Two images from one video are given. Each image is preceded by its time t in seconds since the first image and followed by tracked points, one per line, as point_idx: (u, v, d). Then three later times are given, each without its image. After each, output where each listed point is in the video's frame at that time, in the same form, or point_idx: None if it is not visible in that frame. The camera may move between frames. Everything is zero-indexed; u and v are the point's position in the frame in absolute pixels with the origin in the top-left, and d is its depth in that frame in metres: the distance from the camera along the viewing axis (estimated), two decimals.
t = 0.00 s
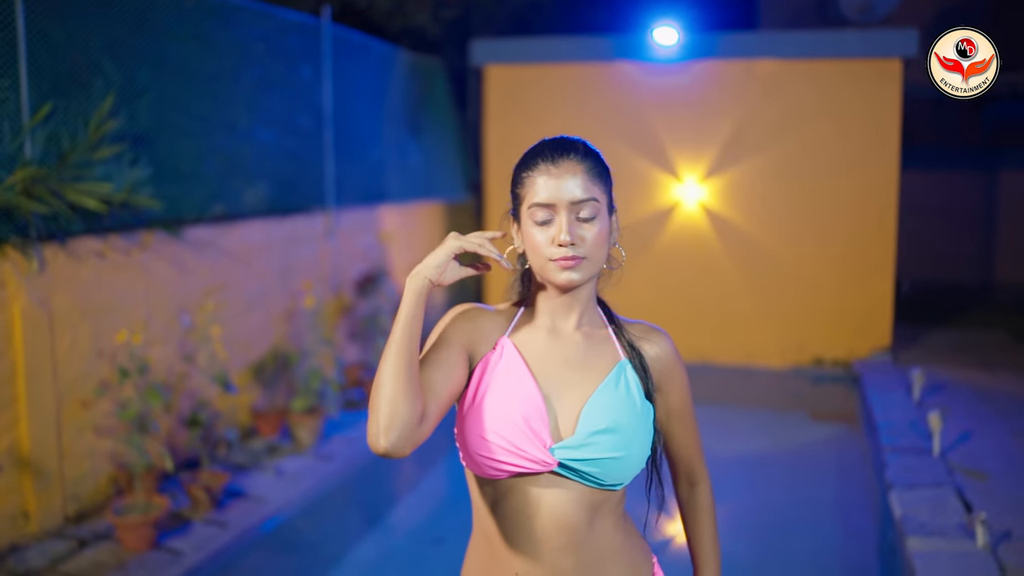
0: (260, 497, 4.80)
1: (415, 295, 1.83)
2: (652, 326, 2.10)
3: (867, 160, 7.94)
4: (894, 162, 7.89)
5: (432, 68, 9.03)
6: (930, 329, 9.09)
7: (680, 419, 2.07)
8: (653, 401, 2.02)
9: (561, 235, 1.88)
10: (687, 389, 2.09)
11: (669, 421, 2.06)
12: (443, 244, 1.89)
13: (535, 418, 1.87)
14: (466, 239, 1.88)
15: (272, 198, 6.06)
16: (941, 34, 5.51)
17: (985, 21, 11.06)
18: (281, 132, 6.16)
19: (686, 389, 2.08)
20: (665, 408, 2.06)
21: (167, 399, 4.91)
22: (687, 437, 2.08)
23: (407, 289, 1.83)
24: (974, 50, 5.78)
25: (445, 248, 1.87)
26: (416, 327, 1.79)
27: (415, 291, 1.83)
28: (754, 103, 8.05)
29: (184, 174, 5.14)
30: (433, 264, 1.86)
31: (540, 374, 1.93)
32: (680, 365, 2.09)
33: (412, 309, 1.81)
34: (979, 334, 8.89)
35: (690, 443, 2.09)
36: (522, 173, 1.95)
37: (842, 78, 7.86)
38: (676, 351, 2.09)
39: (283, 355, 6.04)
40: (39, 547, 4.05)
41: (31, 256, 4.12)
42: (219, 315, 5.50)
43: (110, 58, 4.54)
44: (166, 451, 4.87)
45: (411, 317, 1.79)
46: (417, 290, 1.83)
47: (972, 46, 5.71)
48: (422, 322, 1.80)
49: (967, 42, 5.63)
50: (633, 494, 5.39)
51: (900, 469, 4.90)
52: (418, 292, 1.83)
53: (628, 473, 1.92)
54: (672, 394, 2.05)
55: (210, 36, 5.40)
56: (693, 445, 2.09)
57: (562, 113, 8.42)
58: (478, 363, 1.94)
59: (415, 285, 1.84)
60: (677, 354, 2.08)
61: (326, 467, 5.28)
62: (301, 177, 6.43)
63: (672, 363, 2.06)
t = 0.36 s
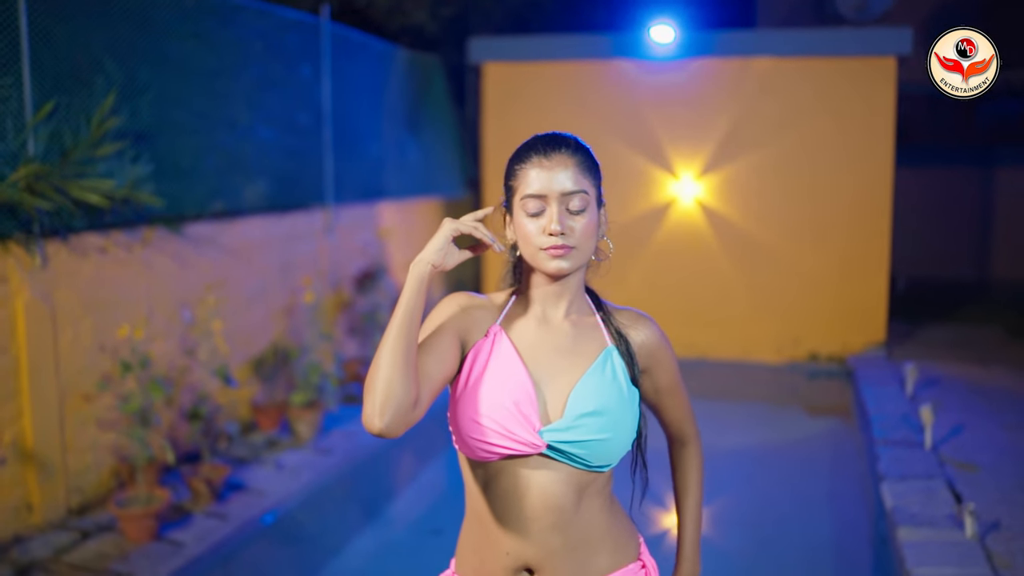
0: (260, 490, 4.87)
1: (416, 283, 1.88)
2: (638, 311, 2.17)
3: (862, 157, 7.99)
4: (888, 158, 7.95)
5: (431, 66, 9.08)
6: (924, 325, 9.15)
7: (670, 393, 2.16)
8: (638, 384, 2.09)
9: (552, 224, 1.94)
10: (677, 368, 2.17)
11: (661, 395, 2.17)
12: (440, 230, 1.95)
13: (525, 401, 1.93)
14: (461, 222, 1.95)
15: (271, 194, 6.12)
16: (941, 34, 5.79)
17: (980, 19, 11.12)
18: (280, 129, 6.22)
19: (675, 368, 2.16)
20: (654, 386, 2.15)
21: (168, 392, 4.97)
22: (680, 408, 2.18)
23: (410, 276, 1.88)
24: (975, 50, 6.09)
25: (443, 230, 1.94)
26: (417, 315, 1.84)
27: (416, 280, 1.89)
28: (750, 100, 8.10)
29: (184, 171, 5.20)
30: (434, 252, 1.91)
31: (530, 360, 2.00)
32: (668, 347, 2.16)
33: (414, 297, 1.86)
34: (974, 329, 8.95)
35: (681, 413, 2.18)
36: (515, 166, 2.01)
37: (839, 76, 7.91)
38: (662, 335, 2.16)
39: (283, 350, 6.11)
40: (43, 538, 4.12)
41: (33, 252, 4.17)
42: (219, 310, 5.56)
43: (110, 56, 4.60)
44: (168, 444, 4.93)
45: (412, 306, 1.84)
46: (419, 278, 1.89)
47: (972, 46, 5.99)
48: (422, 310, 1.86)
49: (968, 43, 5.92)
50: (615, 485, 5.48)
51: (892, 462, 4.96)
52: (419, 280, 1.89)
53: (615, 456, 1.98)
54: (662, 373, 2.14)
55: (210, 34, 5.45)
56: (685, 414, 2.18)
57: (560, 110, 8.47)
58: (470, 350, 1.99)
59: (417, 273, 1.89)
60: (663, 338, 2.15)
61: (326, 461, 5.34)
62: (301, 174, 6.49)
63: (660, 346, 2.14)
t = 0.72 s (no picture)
0: (259, 481, 4.93)
1: (424, 278, 1.92)
2: (627, 295, 2.22)
3: (856, 153, 8.06)
4: (882, 153, 8.00)
5: (429, 63, 9.14)
6: (918, 320, 9.22)
7: (662, 366, 2.24)
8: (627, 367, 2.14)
9: (546, 214, 2.00)
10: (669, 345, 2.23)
11: (653, 370, 2.25)
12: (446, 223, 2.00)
13: (514, 387, 1.99)
14: (465, 216, 2.00)
15: (270, 190, 6.17)
16: (942, 35, 5.88)
17: (975, 17, 11.19)
18: (279, 125, 6.28)
19: (666, 345, 2.23)
20: (645, 362, 2.23)
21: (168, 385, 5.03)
22: (674, 377, 2.27)
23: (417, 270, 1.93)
24: (975, 50, 6.18)
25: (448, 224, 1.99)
26: (419, 310, 1.90)
27: (424, 273, 1.93)
28: (745, 96, 8.17)
29: (184, 166, 5.25)
30: (439, 246, 1.96)
31: (520, 346, 2.06)
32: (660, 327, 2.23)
33: (419, 292, 1.91)
34: (967, 324, 9.03)
35: (675, 381, 2.27)
36: (512, 156, 2.07)
37: (834, 73, 7.97)
38: (652, 317, 2.21)
39: (282, 344, 6.16)
40: (46, 528, 4.18)
41: (37, 245, 4.23)
42: (219, 305, 5.62)
43: (111, 51, 4.65)
44: (168, 436, 4.99)
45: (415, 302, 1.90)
46: (426, 272, 1.93)
47: (972, 46, 6.08)
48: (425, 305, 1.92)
49: (968, 43, 6.01)
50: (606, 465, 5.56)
51: (884, 454, 5.03)
52: (427, 274, 1.93)
53: (602, 437, 2.04)
54: (653, 350, 2.21)
55: (210, 30, 5.51)
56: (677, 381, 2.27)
57: (557, 108, 8.51)
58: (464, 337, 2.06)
59: (425, 266, 1.93)
60: (653, 319, 2.21)
61: (325, 453, 5.40)
62: (300, 169, 6.54)
63: (650, 327, 2.20)
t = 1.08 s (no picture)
0: (262, 476, 4.99)
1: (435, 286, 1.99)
2: (626, 286, 2.28)
3: (853, 152, 8.12)
4: (879, 152, 8.08)
5: (429, 63, 9.19)
6: (915, 318, 9.28)
7: (665, 352, 2.29)
8: (623, 356, 2.20)
9: (547, 207, 2.05)
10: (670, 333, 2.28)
11: (654, 357, 2.30)
12: (459, 232, 2.05)
13: (512, 380, 2.05)
14: (479, 225, 2.04)
15: (272, 188, 6.23)
16: (942, 35, 5.93)
17: (972, 16, 11.25)
18: (281, 124, 6.33)
19: (667, 332, 2.28)
20: (646, 349, 2.29)
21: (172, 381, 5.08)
22: (678, 360, 2.32)
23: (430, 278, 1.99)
24: (975, 50, 6.24)
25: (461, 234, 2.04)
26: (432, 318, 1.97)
27: (436, 281, 1.99)
28: (744, 96, 8.23)
29: (187, 165, 5.30)
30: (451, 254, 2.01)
31: (519, 341, 2.12)
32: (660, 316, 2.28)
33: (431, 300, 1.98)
34: (964, 322, 9.09)
35: (679, 363, 2.32)
36: (516, 152, 2.13)
37: (832, 72, 8.03)
38: (651, 305, 2.27)
39: (284, 341, 6.21)
40: (53, 522, 4.23)
41: (44, 243, 4.28)
42: (222, 302, 5.68)
43: (115, 51, 4.70)
44: (172, 432, 5.05)
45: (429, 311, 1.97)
46: (438, 280, 1.99)
47: (972, 46, 6.14)
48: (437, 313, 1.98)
49: (967, 42, 6.06)
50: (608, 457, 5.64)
51: (880, 450, 5.09)
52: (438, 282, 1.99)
53: (598, 427, 2.09)
54: (653, 338, 2.27)
55: (213, 30, 5.56)
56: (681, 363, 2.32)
57: (556, 107, 8.57)
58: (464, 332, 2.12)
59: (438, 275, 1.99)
60: (651, 308, 2.26)
61: (327, 450, 5.46)
62: (301, 168, 6.60)
63: (649, 316, 2.25)
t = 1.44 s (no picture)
0: (266, 473, 5.03)
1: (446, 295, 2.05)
2: (628, 282, 2.32)
3: (852, 152, 8.17)
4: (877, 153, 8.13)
5: (430, 63, 9.24)
6: (913, 318, 9.32)
7: (673, 342, 2.33)
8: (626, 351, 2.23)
9: (553, 206, 2.10)
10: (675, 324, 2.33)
11: (661, 349, 2.35)
12: (469, 241, 2.09)
13: (515, 375, 2.10)
14: (489, 235, 2.09)
15: (275, 188, 6.27)
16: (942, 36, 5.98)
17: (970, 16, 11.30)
18: (283, 124, 6.37)
19: (672, 324, 2.32)
20: (653, 341, 2.33)
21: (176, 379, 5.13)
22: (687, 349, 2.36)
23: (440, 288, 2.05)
24: (974, 51, 6.28)
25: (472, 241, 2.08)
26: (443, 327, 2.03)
27: (446, 290, 2.05)
28: (743, 96, 8.27)
29: (191, 164, 5.35)
30: (462, 263, 2.06)
31: (523, 338, 2.17)
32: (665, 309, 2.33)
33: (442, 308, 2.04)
34: (962, 322, 9.14)
35: (689, 352, 2.36)
36: (525, 153, 2.18)
37: (831, 73, 8.08)
38: (654, 299, 2.31)
39: (287, 339, 6.26)
40: (60, 518, 4.29)
41: (51, 243, 4.33)
42: (226, 301, 5.72)
43: (120, 52, 4.75)
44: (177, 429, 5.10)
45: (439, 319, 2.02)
46: (448, 289, 2.05)
47: (972, 46, 6.18)
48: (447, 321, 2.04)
49: (967, 42, 6.11)
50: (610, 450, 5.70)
51: (878, 448, 5.13)
52: (448, 290, 2.06)
53: (602, 420, 2.13)
54: (658, 331, 2.31)
55: (216, 31, 5.60)
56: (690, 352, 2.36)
57: (556, 108, 8.61)
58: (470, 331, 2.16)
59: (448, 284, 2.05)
60: (654, 303, 2.31)
61: (329, 447, 5.50)
62: (304, 168, 6.65)
63: (653, 309, 2.30)
